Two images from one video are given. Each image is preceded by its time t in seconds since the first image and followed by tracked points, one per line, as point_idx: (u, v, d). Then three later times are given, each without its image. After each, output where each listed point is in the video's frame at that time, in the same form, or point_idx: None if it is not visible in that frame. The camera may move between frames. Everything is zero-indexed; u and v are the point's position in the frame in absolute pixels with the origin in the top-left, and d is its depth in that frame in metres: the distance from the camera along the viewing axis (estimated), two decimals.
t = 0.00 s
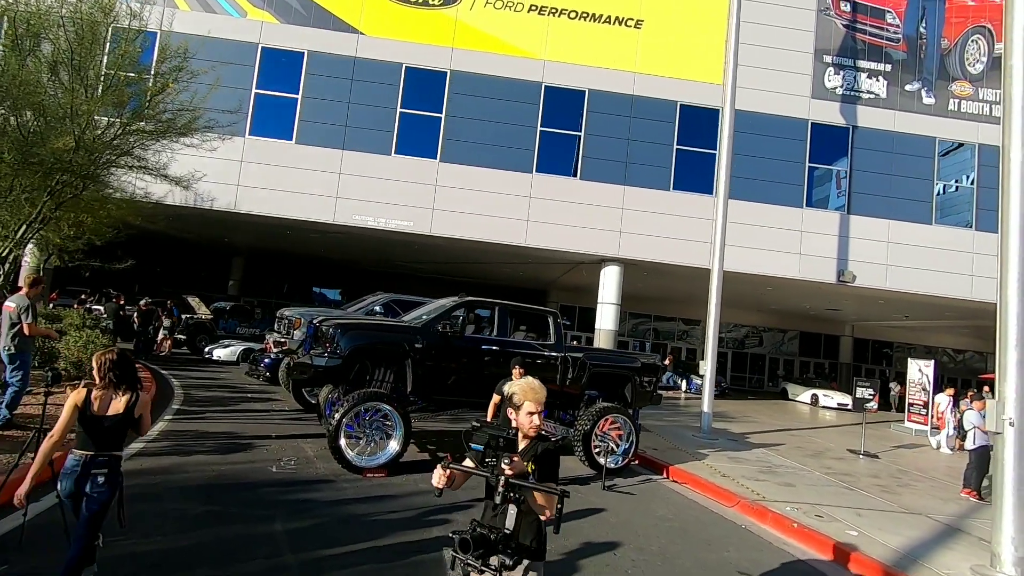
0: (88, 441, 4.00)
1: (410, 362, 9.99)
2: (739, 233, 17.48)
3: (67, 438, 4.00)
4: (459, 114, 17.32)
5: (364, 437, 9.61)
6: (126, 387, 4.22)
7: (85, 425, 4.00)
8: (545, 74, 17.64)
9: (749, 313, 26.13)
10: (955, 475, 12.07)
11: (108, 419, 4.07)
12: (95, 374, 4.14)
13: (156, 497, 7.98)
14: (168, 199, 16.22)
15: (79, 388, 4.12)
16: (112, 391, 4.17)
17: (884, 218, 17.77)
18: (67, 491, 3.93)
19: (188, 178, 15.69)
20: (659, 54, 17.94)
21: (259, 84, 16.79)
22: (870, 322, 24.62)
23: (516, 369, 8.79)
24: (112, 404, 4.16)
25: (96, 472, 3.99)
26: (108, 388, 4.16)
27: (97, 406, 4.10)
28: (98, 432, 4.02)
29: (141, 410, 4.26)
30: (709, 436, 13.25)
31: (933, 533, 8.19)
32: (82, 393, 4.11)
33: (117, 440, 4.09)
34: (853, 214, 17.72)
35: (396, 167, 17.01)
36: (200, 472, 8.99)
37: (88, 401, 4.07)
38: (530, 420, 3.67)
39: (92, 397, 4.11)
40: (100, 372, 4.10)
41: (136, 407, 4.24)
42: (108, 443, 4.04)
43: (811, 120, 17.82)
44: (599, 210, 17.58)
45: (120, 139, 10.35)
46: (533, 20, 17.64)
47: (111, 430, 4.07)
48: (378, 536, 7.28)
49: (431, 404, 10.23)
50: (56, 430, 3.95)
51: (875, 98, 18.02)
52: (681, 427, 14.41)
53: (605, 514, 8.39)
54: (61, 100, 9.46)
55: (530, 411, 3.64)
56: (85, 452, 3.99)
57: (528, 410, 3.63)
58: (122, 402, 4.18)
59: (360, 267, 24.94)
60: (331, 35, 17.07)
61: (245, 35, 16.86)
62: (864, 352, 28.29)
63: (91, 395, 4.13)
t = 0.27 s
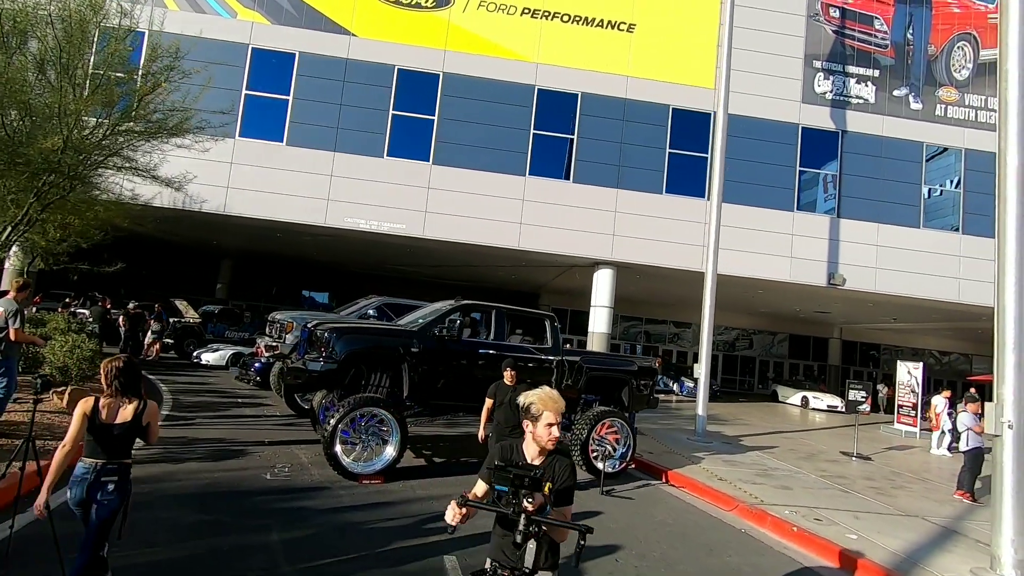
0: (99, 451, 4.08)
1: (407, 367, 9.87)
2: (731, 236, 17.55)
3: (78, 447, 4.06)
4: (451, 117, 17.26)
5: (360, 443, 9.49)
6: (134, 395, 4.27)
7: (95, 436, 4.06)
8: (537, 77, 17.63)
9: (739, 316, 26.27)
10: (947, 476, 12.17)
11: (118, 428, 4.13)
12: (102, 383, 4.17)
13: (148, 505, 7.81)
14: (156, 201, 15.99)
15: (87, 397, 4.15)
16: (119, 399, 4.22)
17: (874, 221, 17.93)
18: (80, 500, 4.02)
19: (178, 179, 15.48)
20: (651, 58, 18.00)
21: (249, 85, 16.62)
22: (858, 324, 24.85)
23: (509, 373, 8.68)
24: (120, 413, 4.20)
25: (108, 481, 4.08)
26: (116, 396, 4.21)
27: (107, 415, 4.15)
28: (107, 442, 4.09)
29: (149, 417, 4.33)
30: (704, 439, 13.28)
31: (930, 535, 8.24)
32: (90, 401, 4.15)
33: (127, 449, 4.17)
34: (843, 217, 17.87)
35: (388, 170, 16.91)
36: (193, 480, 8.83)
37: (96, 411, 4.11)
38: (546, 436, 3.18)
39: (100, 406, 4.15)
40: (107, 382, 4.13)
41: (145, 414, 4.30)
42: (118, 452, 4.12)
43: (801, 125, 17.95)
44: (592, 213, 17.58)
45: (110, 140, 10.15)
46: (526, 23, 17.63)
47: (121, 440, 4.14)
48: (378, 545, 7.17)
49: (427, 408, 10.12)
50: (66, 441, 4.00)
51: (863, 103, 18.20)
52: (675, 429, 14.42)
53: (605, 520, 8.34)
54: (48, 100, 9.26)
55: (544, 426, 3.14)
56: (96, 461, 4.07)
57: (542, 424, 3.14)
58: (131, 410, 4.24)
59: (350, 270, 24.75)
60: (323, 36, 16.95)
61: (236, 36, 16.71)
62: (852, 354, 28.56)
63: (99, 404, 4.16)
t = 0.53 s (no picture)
0: (103, 458, 4.02)
1: (403, 371, 9.76)
2: (724, 240, 17.60)
3: (86, 455, 4.03)
4: (445, 119, 17.19)
5: (355, 449, 9.38)
6: (136, 401, 4.17)
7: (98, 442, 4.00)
8: (531, 80, 17.61)
9: (730, 319, 26.41)
10: (939, 479, 12.28)
11: (120, 434, 4.05)
12: (104, 389, 4.10)
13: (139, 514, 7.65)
14: (144, 202, 15.76)
15: (91, 403, 4.11)
16: (122, 405, 4.13)
17: (864, 226, 18.08)
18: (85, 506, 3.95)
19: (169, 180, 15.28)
20: (645, 62, 18.04)
21: (240, 85, 16.47)
22: (847, 327, 25.06)
23: (502, 377, 8.57)
24: (123, 419, 4.12)
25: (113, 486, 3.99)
26: (117, 403, 4.12)
27: (109, 421, 4.06)
28: (111, 448, 4.02)
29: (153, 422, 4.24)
30: (698, 442, 13.30)
31: (926, 540, 8.28)
32: (93, 410, 4.08)
33: (130, 455, 4.08)
34: (833, 221, 18.00)
35: (381, 171, 16.79)
36: (185, 487, 8.68)
37: (99, 417, 4.05)
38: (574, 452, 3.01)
39: (102, 414, 4.07)
40: (107, 388, 4.07)
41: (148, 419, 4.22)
42: (122, 458, 4.04)
43: (793, 129, 18.06)
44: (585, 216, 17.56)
45: (99, 139, 9.94)
46: (520, 26, 17.59)
47: (124, 445, 4.06)
48: (375, 553, 7.06)
49: (423, 413, 10.02)
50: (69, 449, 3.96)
51: (854, 109, 18.35)
52: (669, 433, 14.43)
53: (605, 526, 8.29)
54: (37, 99, 9.06)
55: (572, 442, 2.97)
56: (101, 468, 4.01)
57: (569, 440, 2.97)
58: (134, 416, 4.16)
59: (340, 272, 24.55)
60: (315, 37, 16.84)
61: (227, 35, 16.54)
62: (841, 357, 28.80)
63: (102, 412, 4.09)
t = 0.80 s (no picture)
0: (112, 462, 4.21)
1: (403, 375, 9.66)
2: (719, 242, 17.62)
3: (95, 458, 4.23)
4: (440, 120, 17.13)
5: (354, 454, 9.29)
6: (142, 406, 4.37)
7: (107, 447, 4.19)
8: (526, 81, 17.56)
9: (723, 321, 26.50)
10: (934, 481, 12.36)
11: (125, 438, 4.23)
12: (112, 395, 4.31)
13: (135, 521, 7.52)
14: (135, 204, 15.55)
15: (100, 410, 4.32)
16: (129, 410, 4.32)
17: (857, 228, 18.18)
18: (95, 509, 4.12)
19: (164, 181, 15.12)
20: (640, 64, 18.04)
21: (233, 86, 16.31)
22: (839, 329, 25.23)
23: (501, 381, 8.52)
24: (131, 424, 4.31)
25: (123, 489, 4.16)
26: (125, 408, 4.32)
27: (115, 425, 4.25)
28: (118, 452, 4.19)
29: (159, 426, 4.41)
30: (695, 445, 13.33)
31: (926, 543, 8.32)
32: (102, 414, 4.29)
33: (137, 458, 4.24)
34: (827, 224, 18.08)
35: (376, 173, 16.68)
36: (181, 494, 8.54)
37: (107, 422, 4.25)
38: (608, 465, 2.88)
39: (110, 419, 4.27)
40: (113, 393, 4.28)
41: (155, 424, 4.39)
42: (129, 461, 4.21)
43: (786, 132, 18.12)
44: (581, 218, 17.54)
45: (91, 138, 9.77)
46: (515, 27, 17.55)
47: (131, 449, 4.23)
48: (378, 560, 6.99)
49: (422, 417, 9.94)
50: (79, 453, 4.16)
51: (846, 112, 18.46)
52: (666, 436, 14.44)
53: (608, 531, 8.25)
54: (27, 98, 8.89)
55: (605, 454, 2.84)
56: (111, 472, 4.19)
57: (603, 452, 2.84)
58: (141, 420, 4.33)
59: (333, 274, 24.39)
60: (309, 37, 16.71)
61: (219, 35, 16.40)
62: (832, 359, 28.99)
63: (111, 416, 4.29)
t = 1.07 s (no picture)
0: (123, 462, 4.25)
1: (403, 378, 9.56)
2: (715, 244, 17.66)
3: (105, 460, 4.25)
4: (436, 121, 17.07)
5: (354, 457, 9.20)
6: (154, 408, 4.43)
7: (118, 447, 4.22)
8: (523, 82, 17.54)
9: (716, 322, 26.59)
10: (930, 482, 12.44)
11: (138, 439, 4.27)
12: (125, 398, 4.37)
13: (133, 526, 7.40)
14: (127, 204, 15.35)
15: (113, 412, 4.38)
16: (140, 413, 4.38)
17: (851, 231, 18.29)
18: (107, 509, 4.15)
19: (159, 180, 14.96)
20: (636, 66, 18.07)
21: (227, 85, 16.16)
22: (832, 330, 25.39)
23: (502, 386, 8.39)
24: (142, 426, 4.36)
25: (136, 488, 4.20)
26: (136, 410, 4.38)
27: (127, 428, 4.30)
28: (130, 454, 4.23)
29: (170, 428, 4.46)
30: (693, 447, 13.35)
31: (926, 544, 8.36)
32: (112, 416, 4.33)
33: (148, 460, 4.27)
34: (821, 226, 18.17)
35: (372, 173, 16.58)
36: (178, 499, 8.41)
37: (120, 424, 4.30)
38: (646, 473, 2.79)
39: (122, 420, 4.33)
40: (126, 394, 4.32)
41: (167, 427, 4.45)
42: (142, 462, 4.25)
43: (781, 135, 18.20)
44: (577, 220, 17.54)
45: (86, 137, 9.63)
46: (512, 28, 17.53)
47: (142, 450, 4.27)
48: (381, 564, 6.91)
49: (422, 420, 9.86)
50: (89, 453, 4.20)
51: (840, 115, 18.58)
52: (664, 437, 14.45)
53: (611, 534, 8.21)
54: (21, 96, 8.75)
55: (643, 461, 2.76)
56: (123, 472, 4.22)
57: (641, 458, 2.75)
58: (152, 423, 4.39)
59: (327, 275, 24.22)
60: (304, 37, 16.61)
61: (213, 34, 16.26)
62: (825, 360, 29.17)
63: (122, 418, 4.34)
